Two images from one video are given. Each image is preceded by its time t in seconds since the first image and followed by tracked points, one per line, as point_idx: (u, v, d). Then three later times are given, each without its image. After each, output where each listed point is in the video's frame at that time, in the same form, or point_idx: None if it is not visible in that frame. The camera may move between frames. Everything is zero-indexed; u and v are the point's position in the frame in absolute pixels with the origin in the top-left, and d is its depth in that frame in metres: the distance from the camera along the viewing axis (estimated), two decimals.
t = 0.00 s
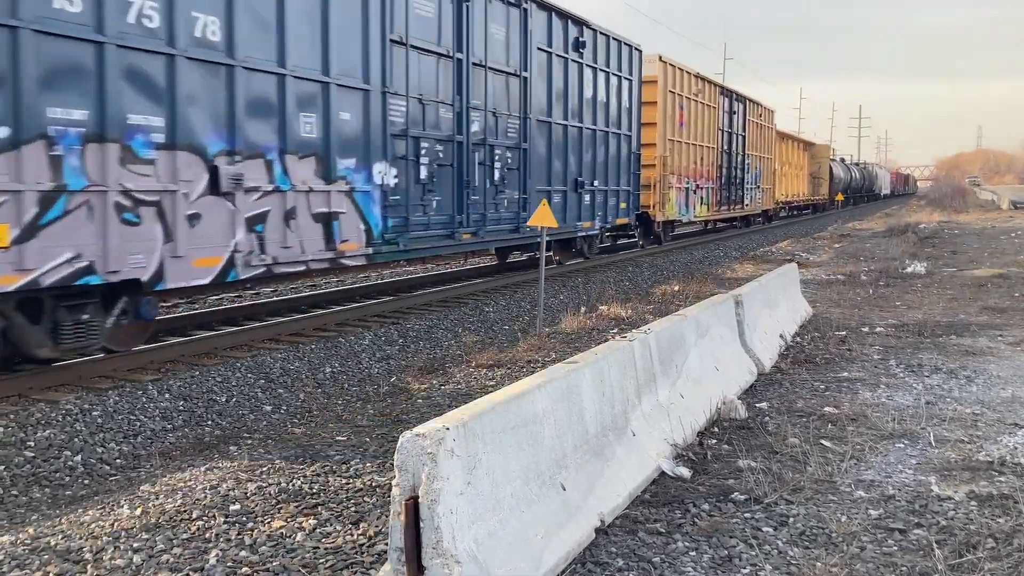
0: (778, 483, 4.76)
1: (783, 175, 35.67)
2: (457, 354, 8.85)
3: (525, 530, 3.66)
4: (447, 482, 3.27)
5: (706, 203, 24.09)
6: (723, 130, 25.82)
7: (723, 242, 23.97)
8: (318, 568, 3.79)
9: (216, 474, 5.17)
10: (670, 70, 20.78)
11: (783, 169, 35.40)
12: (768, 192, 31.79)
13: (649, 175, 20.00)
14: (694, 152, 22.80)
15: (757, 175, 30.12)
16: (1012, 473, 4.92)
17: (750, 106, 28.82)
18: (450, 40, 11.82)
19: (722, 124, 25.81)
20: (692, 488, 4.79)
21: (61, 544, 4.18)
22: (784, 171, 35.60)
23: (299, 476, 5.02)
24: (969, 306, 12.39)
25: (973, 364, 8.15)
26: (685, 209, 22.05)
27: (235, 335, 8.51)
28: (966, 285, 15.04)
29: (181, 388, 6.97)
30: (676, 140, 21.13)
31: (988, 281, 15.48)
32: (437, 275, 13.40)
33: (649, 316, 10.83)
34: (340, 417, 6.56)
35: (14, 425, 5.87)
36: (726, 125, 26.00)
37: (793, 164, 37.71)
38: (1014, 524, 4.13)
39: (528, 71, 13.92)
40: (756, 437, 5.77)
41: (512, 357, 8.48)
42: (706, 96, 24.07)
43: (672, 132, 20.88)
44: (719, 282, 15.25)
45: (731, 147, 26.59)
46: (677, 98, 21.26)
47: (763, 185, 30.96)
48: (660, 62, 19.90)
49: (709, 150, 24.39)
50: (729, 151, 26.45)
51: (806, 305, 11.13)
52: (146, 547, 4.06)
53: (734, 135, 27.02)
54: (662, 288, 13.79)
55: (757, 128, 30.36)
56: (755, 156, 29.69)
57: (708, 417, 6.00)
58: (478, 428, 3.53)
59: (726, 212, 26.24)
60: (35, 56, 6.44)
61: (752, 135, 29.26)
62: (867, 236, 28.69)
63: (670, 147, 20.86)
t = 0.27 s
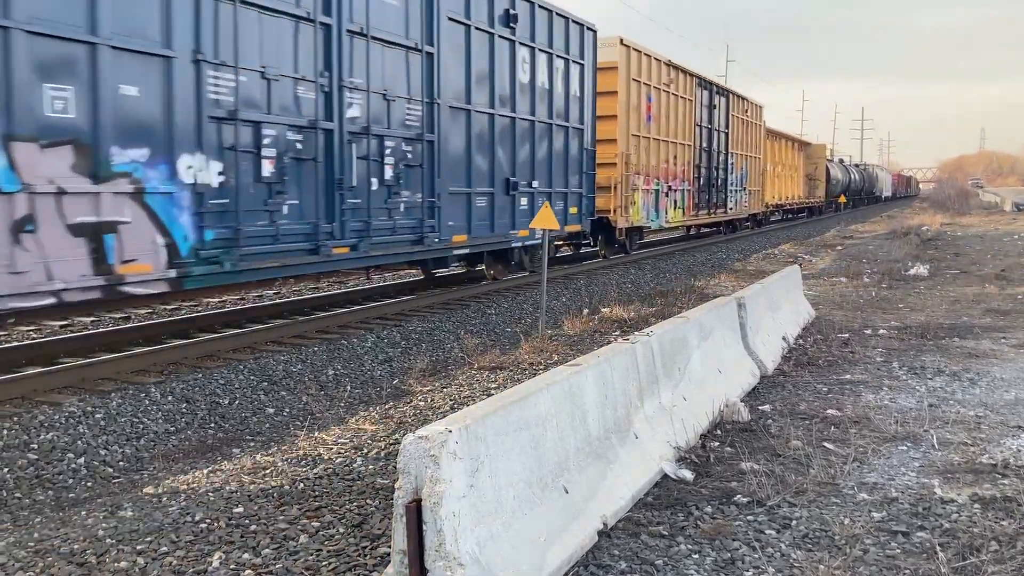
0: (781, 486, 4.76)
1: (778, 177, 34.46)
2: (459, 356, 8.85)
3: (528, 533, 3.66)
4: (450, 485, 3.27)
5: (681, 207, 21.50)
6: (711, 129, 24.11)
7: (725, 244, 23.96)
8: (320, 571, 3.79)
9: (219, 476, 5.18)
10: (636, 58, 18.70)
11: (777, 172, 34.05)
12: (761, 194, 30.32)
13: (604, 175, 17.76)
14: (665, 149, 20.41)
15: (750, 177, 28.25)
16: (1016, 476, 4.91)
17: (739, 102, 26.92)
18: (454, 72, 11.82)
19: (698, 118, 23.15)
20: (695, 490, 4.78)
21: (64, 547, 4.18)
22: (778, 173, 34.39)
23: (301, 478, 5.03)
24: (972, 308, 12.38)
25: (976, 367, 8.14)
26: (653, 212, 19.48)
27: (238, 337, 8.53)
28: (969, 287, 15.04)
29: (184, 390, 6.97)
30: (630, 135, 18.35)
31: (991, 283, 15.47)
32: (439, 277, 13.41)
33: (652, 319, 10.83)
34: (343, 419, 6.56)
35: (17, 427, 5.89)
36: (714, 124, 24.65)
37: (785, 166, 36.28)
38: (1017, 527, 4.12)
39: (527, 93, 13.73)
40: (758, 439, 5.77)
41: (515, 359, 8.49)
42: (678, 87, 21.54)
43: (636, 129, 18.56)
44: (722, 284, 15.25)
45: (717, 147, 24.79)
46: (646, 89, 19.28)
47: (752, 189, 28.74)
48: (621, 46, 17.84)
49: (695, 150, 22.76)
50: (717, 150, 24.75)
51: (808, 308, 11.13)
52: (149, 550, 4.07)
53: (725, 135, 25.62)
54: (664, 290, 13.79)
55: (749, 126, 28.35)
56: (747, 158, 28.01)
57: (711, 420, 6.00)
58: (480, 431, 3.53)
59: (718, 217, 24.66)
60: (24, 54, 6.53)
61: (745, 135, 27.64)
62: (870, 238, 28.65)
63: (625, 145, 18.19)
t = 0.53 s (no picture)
0: (783, 488, 4.75)
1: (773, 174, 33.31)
2: (461, 358, 8.86)
3: (530, 535, 3.66)
4: (452, 487, 3.27)
5: (648, 210, 18.90)
6: (677, 122, 20.88)
7: (726, 245, 23.95)
8: (322, 572, 3.80)
9: (221, 478, 5.18)
10: (589, 38, 15.95)
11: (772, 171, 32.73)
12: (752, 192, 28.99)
13: (554, 173, 15.09)
14: (637, 146, 18.27)
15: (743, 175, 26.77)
16: (1019, 478, 4.90)
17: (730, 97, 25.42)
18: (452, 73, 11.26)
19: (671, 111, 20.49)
20: (697, 493, 4.79)
21: (66, 549, 4.18)
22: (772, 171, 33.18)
23: (303, 481, 5.03)
24: (974, 310, 12.37)
25: (978, 369, 8.14)
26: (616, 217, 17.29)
27: (240, 339, 8.54)
28: (971, 289, 15.04)
29: (186, 393, 6.98)
30: (592, 128, 16.01)
31: (993, 285, 15.46)
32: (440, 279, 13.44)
33: (654, 321, 10.83)
34: (345, 422, 6.56)
35: (19, 429, 5.90)
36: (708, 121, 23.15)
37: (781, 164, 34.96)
38: (1021, 529, 4.11)
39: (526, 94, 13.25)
40: (761, 441, 5.77)
41: (517, 361, 8.49)
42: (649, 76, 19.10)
43: (588, 119, 15.86)
44: (724, 286, 15.25)
45: (693, 143, 21.85)
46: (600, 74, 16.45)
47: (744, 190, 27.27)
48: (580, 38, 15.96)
49: (683, 149, 21.32)
50: (686, 142, 21.42)
51: (810, 309, 11.13)
52: (152, 552, 4.07)
53: (719, 133, 24.20)
54: (666, 292, 13.80)
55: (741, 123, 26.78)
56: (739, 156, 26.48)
57: (713, 421, 6.00)
58: (482, 433, 3.53)
59: (710, 218, 23.17)
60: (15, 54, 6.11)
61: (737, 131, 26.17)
62: (871, 240, 28.62)
63: (576, 137, 15.43)
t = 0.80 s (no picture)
0: (784, 489, 4.75)
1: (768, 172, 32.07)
2: (462, 359, 8.87)
3: (532, 536, 3.67)
4: (454, 489, 3.27)
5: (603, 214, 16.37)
6: (640, 113, 18.24)
7: (728, 247, 23.93)
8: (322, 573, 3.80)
9: (223, 480, 5.18)
10: (523, 9, 13.46)
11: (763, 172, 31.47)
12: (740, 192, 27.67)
13: (475, 172, 12.78)
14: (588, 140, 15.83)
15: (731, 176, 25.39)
16: (1020, 479, 4.90)
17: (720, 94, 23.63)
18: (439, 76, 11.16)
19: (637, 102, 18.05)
20: (698, 494, 4.78)
21: (68, 551, 4.18)
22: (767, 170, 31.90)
23: (305, 482, 5.03)
24: (976, 311, 12.38)
25: (980, 370, 8.14)
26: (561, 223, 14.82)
27: (240, 341, 8.54)
28: (972, 290, 15.04)
29: (187, 395, 6.97)
30: (541, 122, 14.14)
31: (995, 286, 15.45)
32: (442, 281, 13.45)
33: (654, 322, 10.83)
34: (346, 423, 6.56)
35: (21, 431, 5.91)
36: (699, 123, 21.79)
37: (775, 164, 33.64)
38: (1023, 530, 4.11)
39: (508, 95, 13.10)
40: (762, 443, 5.77)
41: (518, 363, 8.49)
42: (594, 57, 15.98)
43: (519, 108, 13.46)
44: (724, 287, 15.26)
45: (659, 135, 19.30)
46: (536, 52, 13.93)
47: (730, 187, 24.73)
48: None
49: (666, 150, 19.56)
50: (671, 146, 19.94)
51: (811, 311, 11.14)
52: (153, 554, 4.07)
53: (709, 135, 22.74)
54: (667, 293, 13.80)
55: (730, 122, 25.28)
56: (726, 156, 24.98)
57: (714, 422, 6.00)
58: (483, 434, 3.53)
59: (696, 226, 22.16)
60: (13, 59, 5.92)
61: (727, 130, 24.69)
62: (873, 241, 28.59)
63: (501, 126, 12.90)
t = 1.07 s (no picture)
0: (785, 490, 4.75)
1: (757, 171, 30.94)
2: (463, 361, 8.87)
3: (533, 537, 3.66)
4: (455, 490, 3.27)
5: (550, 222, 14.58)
6: (593, 101, 16.07)
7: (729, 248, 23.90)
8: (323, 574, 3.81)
9: (224, 481, 5.18)
10: None
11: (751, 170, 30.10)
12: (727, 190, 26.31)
13: (355, 166, 10.24)
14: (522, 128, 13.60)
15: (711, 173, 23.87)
16: (1022, 480, 4.90)
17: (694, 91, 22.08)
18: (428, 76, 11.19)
19: (580, 86, 15.56)
20: (699, 495, 4.78)
21: (69, 552, 4.18)
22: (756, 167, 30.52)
23: (306, 483, 5.03)
24: (977, 312, 12.37)
25: (981, 370, 8.14)
26: (483, 227, 12.57)
27: (241, 343, 8.53)
28: (974, 291, 15.03)
29: (189, 396, 6.98)
30: (455, 106, 11.79)
31: (997, 287, 15.43)
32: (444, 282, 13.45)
33: (656, 323, 10.82)
34: (347, 425, 6.56)
35: (22, 432, 5.91)
36: (673, 123, 20.43)
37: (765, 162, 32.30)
38: None
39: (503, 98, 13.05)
40: (763, 444, 5.76)
41: (519, 363, 8.49)
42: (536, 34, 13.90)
43: (429, 90, 11.23)
44: (725, 288, 15.25)
45: (613, 122, 16.92)
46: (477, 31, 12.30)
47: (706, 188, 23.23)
48: None
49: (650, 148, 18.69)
50: (637, 140, 17.96)
51: (813, 312, 11.13)
52: (154, 555, 4.07)
53: (685, 132, 21.28)
54: (668, 294, 13.80)
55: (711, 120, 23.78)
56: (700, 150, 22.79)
57: (716, 424, 5.99)
58: (484, 435, 3.52)
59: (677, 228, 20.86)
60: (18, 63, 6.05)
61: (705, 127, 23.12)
62: (874, 242, 28.54)
63: (393, 110, 10.48)
